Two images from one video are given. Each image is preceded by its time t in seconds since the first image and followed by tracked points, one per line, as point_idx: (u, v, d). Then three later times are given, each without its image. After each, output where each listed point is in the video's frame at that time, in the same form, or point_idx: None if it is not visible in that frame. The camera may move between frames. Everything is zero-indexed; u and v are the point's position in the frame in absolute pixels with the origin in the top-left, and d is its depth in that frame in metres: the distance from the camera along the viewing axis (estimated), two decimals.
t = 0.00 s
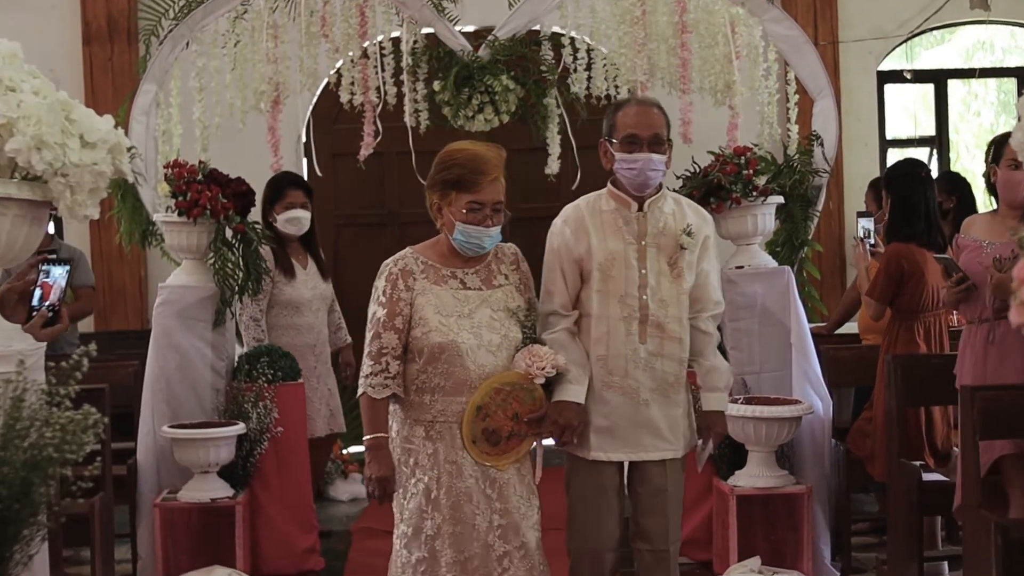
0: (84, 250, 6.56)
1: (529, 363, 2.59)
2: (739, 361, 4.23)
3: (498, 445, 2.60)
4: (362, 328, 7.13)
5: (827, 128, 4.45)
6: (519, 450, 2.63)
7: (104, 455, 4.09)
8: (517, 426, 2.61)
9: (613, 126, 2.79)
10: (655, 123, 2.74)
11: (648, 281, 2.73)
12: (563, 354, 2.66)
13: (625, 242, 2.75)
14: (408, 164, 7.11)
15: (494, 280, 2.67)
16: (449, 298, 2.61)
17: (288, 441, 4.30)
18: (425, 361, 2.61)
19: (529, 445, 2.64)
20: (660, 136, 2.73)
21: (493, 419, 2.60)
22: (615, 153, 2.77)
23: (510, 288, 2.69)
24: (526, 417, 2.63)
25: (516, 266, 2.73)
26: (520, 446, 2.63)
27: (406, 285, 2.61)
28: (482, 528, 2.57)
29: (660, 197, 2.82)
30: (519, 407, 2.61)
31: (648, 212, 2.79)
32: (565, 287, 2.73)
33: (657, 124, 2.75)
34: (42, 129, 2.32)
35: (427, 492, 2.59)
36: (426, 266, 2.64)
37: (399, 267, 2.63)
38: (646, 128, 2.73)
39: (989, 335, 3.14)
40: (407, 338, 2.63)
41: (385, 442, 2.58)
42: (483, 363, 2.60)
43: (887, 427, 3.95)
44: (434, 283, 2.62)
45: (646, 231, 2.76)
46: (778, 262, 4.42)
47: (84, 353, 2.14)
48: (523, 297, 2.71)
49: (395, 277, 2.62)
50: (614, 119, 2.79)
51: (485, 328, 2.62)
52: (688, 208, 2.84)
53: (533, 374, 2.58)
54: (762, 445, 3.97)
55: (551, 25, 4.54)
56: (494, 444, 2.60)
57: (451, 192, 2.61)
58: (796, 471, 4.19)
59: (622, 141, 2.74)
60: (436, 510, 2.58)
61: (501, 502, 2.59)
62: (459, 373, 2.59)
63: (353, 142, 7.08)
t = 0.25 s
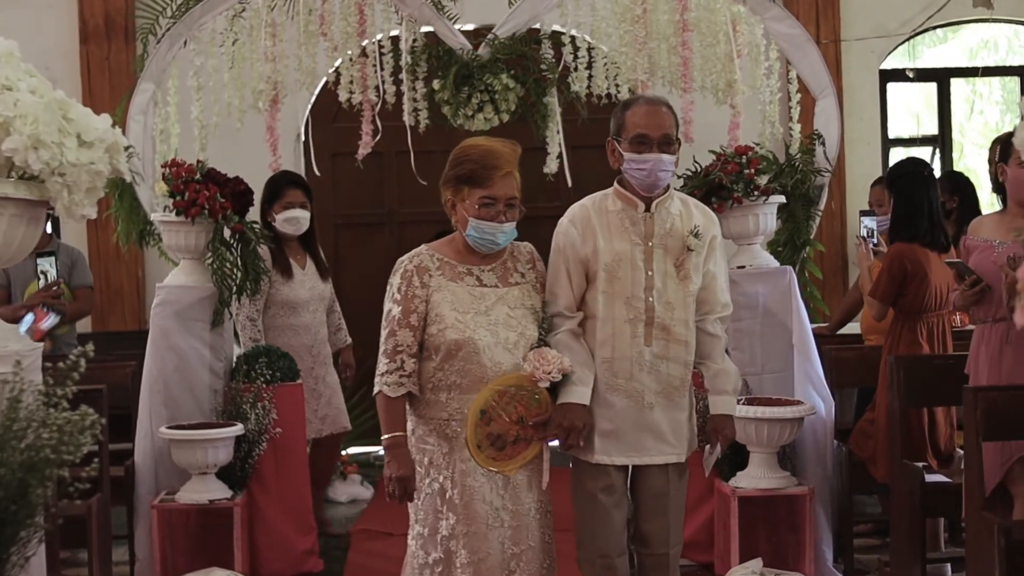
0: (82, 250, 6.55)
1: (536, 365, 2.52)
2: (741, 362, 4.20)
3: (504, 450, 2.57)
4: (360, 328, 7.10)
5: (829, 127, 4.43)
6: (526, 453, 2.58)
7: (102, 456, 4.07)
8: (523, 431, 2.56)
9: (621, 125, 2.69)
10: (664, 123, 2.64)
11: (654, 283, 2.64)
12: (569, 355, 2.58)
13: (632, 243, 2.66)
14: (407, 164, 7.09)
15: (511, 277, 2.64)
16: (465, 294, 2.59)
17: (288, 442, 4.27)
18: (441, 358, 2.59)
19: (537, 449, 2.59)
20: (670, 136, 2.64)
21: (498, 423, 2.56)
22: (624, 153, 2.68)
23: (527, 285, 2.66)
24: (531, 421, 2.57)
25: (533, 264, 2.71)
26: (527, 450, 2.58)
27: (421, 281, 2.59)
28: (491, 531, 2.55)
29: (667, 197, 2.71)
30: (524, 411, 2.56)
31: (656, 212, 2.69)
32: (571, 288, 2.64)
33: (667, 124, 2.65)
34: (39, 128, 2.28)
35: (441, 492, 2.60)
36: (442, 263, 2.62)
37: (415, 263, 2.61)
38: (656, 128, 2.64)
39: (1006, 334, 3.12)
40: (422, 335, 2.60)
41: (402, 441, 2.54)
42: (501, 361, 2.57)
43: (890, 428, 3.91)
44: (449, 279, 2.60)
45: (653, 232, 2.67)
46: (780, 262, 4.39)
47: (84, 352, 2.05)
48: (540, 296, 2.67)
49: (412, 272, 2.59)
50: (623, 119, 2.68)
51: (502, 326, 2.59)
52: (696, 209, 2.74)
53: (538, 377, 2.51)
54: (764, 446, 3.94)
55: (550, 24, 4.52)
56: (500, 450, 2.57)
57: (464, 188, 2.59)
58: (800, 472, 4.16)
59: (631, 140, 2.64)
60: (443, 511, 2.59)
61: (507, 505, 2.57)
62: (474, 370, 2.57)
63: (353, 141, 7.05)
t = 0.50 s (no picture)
0: (79, 250, 6.52)
1: (540, 373, 2.50)
2: (743, 363, 4.17)
3: (504, 457, 2.55)
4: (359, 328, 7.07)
5: (830, 127, 4.42)
6: (527, 462, 2.56)
7: (99, 457, 4.04)
8: (524, 437, 2.55)
9: (618, 125, 2.64)
10: (662, 124, 2.60)
11: (655, 285, 2.60)
12: (573, 362, 2.54)
13: (631, 246, 2.62)
14: (406, 164, 7.07)
15: (522, 279, 2.62)
16: (473, 297, 2.56)
17: (288, 444, 4.25)
18: (447, 360, 2.57)
19: (539, 456, 2.57)
20: (668, 138, 2.59)
21: (498, 430, 2.54)
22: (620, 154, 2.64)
23: (538, 287, 2.64)
24: (534, 428, 2.55)
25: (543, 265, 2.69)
26: (527, 457, 2.56)
27: (429, 283, 2.57)
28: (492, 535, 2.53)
29: (667, 197, 2.68)
30: (526, 418, 2.54)
31: (656, 213, 2.65)
32: (571, 291, 2.60)
33: (664, 125, 2.60)
34: (36, 128, 2.26)
35: (443, 492, 2.58)
36: (450, 264, 2.60)
37: (424, 265, 2.59)
38: (654, 129, 2.59)
39: (1018, 336, 3.12)
40: (430, 337, 2.58)
41: (411, 443, 2.53)
42: (506, 365, 2.55)
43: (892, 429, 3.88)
44: (458, 281, 2.57)
45: (653, 233, 2.63)
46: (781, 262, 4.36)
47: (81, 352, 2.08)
48: (550, 299, 2.63)
49: (421, 272, 2.58)
50: (619, 119, 2.63)
51: (509, 330, 2.56)
52: (695, 208, 2.70)
53: (540, 384, 2.50)
54: (766, 447, 3.91)
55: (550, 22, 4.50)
56: (500, 456, 2.55)
57: (470, 188, 2.57)
58: (801, 473, 4.14)
59: (628, 142, 2.60)
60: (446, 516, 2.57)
61: (508, 510, 2.56)
62: (479, 373, 2.55)
63: (352, 141, 7.01)
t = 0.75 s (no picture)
0: (77, 249, 6.49)
1: (539, 380, 2.47)
2: (744, 363, 4.14)
3: (501, 463, 2.53)
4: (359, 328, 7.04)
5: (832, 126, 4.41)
6: (522, 467, 2.54)
7: (97, 458, 4.02)
8: (521, 443, 2.52)
9: (606, 126, 2.60)
10: (649, 125, 2.55)
11: (652, 286, 2.57)
12: (572, 370, 2.51)
13: (627, 247, 2.59)
14: (406, 162, 7.05)
15: (518, 283, 2.59)
16: (468, 303, 2.53)
17: (286, 445, 4.22)
18: (443, 366, 2.54)
19: (534, 463, 2.55)
20: (654, 139, 2.55)
21: (495, 437, 2.51)
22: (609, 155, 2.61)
23: (535, 290, 2.61)
24: (531, 434, 2.52)
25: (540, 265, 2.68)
26: (525, 462, 2.54)
27: (424, 288, 2.55)
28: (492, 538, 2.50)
29: (661, 197, 2.66)
30: (523, 424, 2.52)
31: (650, 212, 2.63)
32: (568, 295, 2.58)
33: (651, 125, 2.55)
34: (33, 126, 2.24)
35: (441, 496, 2.55)
36: (446, 268, 2.57)
37: (419, 269, 2.57)
38: (640, 130, 2.55)
39: None
40: (426, 343, 2.56)
41: (408, 451, 2.50)
42: (502, 371, 2.52)
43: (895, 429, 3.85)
44: (453, 286, 2.54)
45: (648, 234, 2.61)
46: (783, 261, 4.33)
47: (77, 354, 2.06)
48: (549, 303, 2.60)
49: (416, 276, 2.56)
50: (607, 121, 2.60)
51: (506, 335, 2.53)
52: (691, 206, 2.68)
53: (538, 393, 2.47)
54: (768, 448, 3.89)
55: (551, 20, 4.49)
56: (496, 462, 2.53)
57: (464, 187, 2.55)
58: (803, 474, 4.12)
59: (615, 144, 2.56)
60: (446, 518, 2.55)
61: (508, 514, 2.54)
62: (475, 380, 2.52)
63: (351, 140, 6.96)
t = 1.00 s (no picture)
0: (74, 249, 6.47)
1: (535, 383, 2.44)
2: (746, 363, 4.12)
3: (498, 467, 2.50)
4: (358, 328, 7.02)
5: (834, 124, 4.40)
6: (521, 469, 2.52)
7: (93, 459, 3.99)
8: (519, 447, 2.49)
9: (601, 126, 2.56)
10: (644, 125, 2.51)
11: (651, 288, 2.54)
12: (570, 371, 2.48)
13: (624, 249, 2.56)
14: (405, 162, 7.00)
15: (507, 281, 2.58)
16: (456, 302, 2.53)
17: (283, 445, 4.18)
18: (432, 368, 2.53)
19: (532, 464, 2.53)
20: (649, 139, 2.51)
21: (494, 441, 2.48)
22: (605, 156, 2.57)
23: (523, 288, 2.60)
24: (529, 438, 2.48)
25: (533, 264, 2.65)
26: (522, 466, 2.52)
27: (411, 288, 2.55)
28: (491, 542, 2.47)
29: (657, 196, 2.62)
30: (521, 428, 2.48)
31: (648, 212, 2.59)
32: (566, 297, 2.54)
33: (647, 125, 2.51)
34: (30, 125, 2.21)
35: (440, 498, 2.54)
36: (433, 267, 2.57)
37: (405, 270, 2.56)
38: (635, 130, 2.51)
39: None
40: (414, 345, 2.56)
41: (393, 455, 2.49)
42: (493, 371, 2.52)
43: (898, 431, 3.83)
44: (441, 286, 2.54)
45: (646, 234, 2.57)
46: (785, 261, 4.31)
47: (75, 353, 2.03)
48: (542, 303, 2.60)
49: (403, 277, 2.56)
50: (601, 121, 2.56)
51: (495, 333, 2.53)
52: (687, 203, 2.66)
53: (535, 396, 2.44)
54: (769, 448, 3.86)
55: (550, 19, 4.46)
56: (493, 467, 2.50)
57: (447, 183, 2.54)
58: (805, 475, 4.09)
59: (609, 145, 2.53)
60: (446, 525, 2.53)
61: (506, 517, 2.52)
62: (466, 381, 2.51)
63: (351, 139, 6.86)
